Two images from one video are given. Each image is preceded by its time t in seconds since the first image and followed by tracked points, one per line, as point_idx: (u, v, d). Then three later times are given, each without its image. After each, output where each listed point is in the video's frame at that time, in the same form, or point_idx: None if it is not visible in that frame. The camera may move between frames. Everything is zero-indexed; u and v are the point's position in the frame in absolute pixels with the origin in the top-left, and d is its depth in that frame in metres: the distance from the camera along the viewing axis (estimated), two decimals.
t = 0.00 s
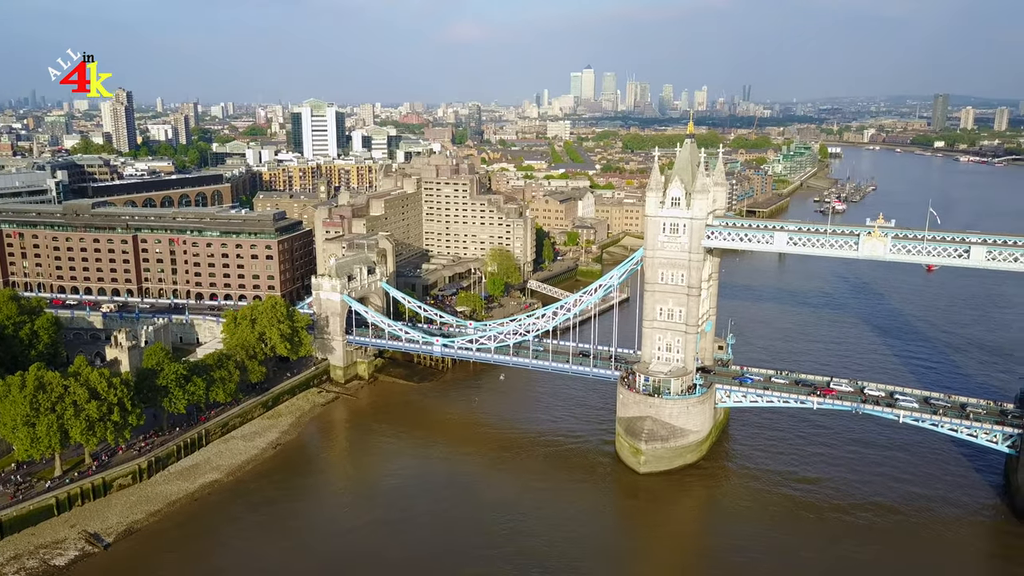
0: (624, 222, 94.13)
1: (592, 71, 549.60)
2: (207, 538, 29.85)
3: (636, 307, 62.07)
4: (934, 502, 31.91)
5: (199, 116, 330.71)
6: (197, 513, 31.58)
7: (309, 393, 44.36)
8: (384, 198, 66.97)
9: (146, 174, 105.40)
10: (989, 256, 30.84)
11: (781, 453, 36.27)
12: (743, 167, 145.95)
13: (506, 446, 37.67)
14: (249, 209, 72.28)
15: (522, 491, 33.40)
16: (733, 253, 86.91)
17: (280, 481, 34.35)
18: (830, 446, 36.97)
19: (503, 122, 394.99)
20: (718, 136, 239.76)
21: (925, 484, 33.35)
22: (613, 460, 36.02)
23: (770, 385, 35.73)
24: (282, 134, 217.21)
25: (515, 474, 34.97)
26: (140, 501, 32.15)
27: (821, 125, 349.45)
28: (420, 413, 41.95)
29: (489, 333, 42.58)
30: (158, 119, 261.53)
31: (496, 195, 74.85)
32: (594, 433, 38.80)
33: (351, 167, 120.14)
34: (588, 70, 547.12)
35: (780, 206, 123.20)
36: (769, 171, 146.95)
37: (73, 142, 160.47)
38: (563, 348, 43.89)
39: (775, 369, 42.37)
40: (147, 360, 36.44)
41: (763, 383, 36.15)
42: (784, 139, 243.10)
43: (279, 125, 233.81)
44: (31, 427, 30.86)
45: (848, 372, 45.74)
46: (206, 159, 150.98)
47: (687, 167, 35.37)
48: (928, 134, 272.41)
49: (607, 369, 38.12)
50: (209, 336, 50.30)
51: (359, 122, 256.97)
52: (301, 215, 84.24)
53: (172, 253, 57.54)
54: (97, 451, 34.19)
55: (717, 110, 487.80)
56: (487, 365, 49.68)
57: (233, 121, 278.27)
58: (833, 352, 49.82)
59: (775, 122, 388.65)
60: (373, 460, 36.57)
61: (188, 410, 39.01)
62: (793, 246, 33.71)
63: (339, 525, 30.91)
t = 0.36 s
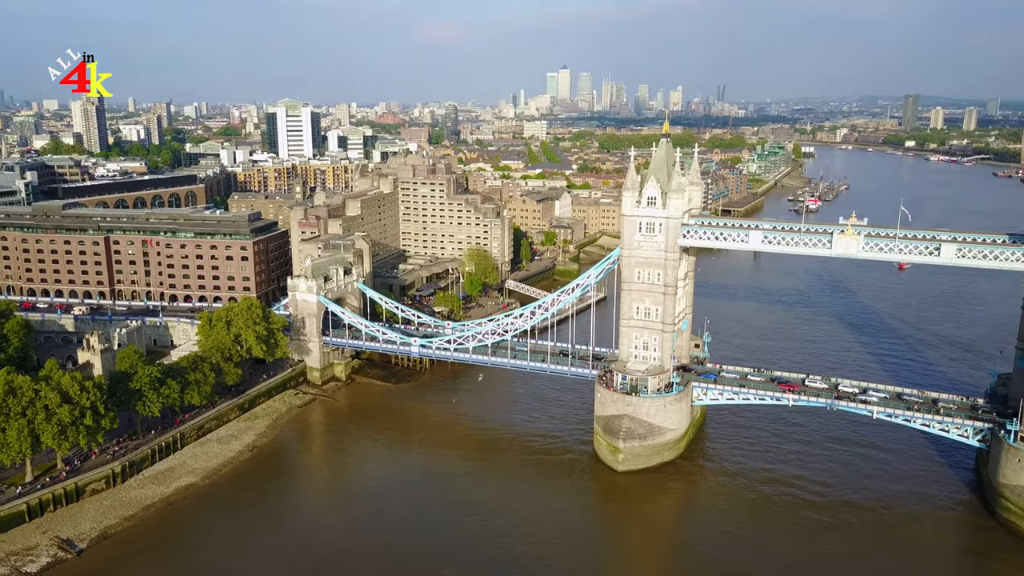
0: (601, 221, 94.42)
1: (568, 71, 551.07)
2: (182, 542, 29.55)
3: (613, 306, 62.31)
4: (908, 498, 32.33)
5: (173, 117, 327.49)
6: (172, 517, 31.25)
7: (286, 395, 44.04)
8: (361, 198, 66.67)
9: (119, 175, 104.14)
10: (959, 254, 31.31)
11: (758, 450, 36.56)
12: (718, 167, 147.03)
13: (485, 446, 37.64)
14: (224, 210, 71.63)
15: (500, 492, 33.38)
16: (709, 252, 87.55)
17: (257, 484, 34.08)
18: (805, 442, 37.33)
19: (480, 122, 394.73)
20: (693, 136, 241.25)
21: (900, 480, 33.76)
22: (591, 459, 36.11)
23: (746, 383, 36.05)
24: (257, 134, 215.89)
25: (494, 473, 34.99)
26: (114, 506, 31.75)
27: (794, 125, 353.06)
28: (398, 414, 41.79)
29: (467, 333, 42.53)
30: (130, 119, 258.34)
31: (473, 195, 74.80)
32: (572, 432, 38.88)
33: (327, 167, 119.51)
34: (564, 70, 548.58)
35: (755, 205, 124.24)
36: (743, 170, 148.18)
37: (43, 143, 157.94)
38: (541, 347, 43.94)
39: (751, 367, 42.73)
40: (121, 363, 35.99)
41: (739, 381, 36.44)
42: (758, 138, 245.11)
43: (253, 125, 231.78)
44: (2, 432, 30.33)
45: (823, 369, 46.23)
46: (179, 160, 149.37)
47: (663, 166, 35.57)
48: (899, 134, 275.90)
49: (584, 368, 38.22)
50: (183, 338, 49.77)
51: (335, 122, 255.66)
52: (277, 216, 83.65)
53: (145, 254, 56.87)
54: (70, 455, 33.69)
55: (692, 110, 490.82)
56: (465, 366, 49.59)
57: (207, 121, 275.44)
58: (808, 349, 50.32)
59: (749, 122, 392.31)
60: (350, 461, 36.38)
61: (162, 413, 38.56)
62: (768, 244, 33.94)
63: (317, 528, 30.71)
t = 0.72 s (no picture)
0: (578, 221, 94.62)
1: (544, 71, 551.92)
2: (157, 547, 29.23)
3: (590, 306, 62.49)
4: (882, 493, 32.73)
5: (145, 117, 323.64)
6: (147, 522, 30.89)
7: (262, 398, 43.67)
8: (337, 198, 66.30)
9: (90, 176, 102.70)
10: (930, 251, 31.77)
11: (735, 448, 36.82)
12: (694, 166, 147.97)
13: (463, 446, 37.60)
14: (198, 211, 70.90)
15: (478, 492, 33.33)
16: (685, 251, 88.10)
17: (233, 487, 33.78)
18: (781, 439, 37.65)
19: (456, 121, 394.10)
20: (669, 136, 242.45)
21: (873, 475, 34.17)
22: (569, 459, 36.17)
23: (723, 380, 36.31)
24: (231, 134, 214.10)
25: (472, 473, 34.96)
26: (86, 512, 31.29)
27: (768, 124, 356.23)
28: (376, 415, 41.60)
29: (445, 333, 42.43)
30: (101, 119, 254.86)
31: (449, 195, 74.64)
32: (550, 431, 38.92)
33: (302, 167, 118.72)
34: (540, 70, 549.28)
35: (730, 204, 125.15)
36: (718, 169, 149.31)
37: (12, 143, 155.36)
38: (518, 347, 43.94)
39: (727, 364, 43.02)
40: (93, 366, 35.50)
41: (716, 379, 36.70)
42: (733, 138, 246.88)
43: (228, 125, 229.67)
44: None
45: (798, 367, 46.65)
46: (152, 160, 147.55)
47: (639, 166, 35.73)
48: (871, 134, 279.03)
49: (562, 368, 38.27)
50: (157, 340, 49.18)
51: (311, 122, 254.03)
52: (252, 217, 82.96)
53: (117, 256, 56.14)
54: (41, 461, 33.15)
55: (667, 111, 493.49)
56: (442, 366, 49.45)
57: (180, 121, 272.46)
58: (783, 347, 50.77)
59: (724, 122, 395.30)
60: (327, 463, 36.16)
61: (136, 417, 38.05)
62: (743, 242, 34.14)
63: (294, 531, 30.49)
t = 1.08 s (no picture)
0: (555, 221, 94.79)
1: (520, 71, 552.26)
2: (132, 553, 28.88)
3: (568, 305, 62.66)
4: (856, 489, 33.13)
5: (117, 118, 319.58)
6: (122, 527, 30.50)
7: (238, 400, 43.28)
8: (313, 199, 65.89)
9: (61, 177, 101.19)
10: (902, 249, 32.22)
11: (712, 446, 37.09)
12: (670, 165, 148.74)
13: (441, 447, 37.54)
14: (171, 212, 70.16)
15: (457, 493, 33.29)
16: (662, 250, 88.56)
17: (209, 491, 33.46)
18: (758, 437, 37.96)
19: (433, 122, 393.21)
20: (644, 135, 243.45)
21: (848, 471, 34.56)
22: (548, 458, 36.23)
23: (699, 379, 36.56)
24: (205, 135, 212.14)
25: (451, 474, 34.93)
26: (59, 518, 30.81)
27: (742, 124, 359.07)
28: (353, 417, 41.39)
29: (422, 334, 42.33)
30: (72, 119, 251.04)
31: (426, 196, 74.45)
32: (529, 431, 38.96)
33: (277, 168, 117.80)
34: (516, 71, 549.57)
35: (706, 204, 125.96)
36: (693, 169, 150.30)
37: None
38: (496, 347, 43.94)
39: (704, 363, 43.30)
40: (65, 370, 34.97)
41: (693, 377, 36.94)
42: (708, 138, 248.44)
43: (201, 126, 227.26)
44: None
45: (774, 365, 47.06)
46: (124, 161, 145.54)
47: (615, 166, 35.88)
48: (843, 134, 282.13)
49: (541, 367, 38.33)
50: (130, 344, 48.56)
51: (286, 122, 252.12)
52: (226, 218, 82.21)
53: (89, 258, 55.38)
54: (12, 467, 32.59)
55: (643, 111, 495.72)
56: (420, 367, 49.31)
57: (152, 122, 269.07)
58: (758, 345, 51.20)
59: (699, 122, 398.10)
60: (305, 466, 35.93)
61: (109, 421, 37.53)
62: (719, 242, 34.40)
63: (271, 535, 30.25)
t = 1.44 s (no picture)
0: (532, 221, 94.90)
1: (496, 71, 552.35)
2: (106, 560, 28.50)
3: (545, 305, 62.77)
4: (831, 485, 33.51)
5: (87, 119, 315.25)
6: (95, 533, 30.11)
7: (213, 404, 42.86)
8: (288, 200, 65.43)
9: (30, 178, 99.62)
10: (874, 247, 32.58)
11: (689, 444, 37.32)
12: (645, 165, 149.47)
13: (419, 447, 37.45)
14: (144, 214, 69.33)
15: (436, 494, 33.21)
16: (638, 249, 89.00)
17: (184, 496, 33.10)
18: (734, 434, 38.25)
19: (409, 122, 391.90)
20: (620, 135, 244.39)
21: (822, 467, 34.96)
22: (527, 458, 36.25)
23: (676, 377, 36.78)
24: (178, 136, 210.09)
25: (429, 475, 34.88)
26: (30, 525, 30.32)
27: (717, 125, 361.79)
28: (330, 419, 41.15)
29: (400, 335, 42.20)
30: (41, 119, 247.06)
31: (403, 196, 74.20)
32: (507, 431, 38.96)
33: (251, 168, 116.90)
34: (492, 71, 549.53)
35: (681, 203, 126.76)
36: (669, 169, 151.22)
37: None
38: (474, 347, 43.89)
39: (681, 361, 43.55)
40: (35, 374, 34.42)
41: (670, 375, 37.14)
42: (682, 138, 249.85)
43: (173, 126, 224.72)
44: None
45: (750, 362, 47.46)
46: (95, 162, 143.50)
47: (591, 166, 35.99)
48: (815, 134, 285.09)
49: (518, 367, 38.35)
50: (102, 347, 47.90)
51: (260, 122, 250.05)
52: (200, 219, 81.40)
53: (59, 261, 54.56)
54: None
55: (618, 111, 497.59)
56: (397, 368, 49.14)
57: (124, 123, 265.63)
58: (734, 343, 51.59)
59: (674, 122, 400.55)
60: (282, 468, 35.68)
61: (82, 426, 37.00)
62: (694, 241, 34.60)
63: (248, 539, 30.00)
